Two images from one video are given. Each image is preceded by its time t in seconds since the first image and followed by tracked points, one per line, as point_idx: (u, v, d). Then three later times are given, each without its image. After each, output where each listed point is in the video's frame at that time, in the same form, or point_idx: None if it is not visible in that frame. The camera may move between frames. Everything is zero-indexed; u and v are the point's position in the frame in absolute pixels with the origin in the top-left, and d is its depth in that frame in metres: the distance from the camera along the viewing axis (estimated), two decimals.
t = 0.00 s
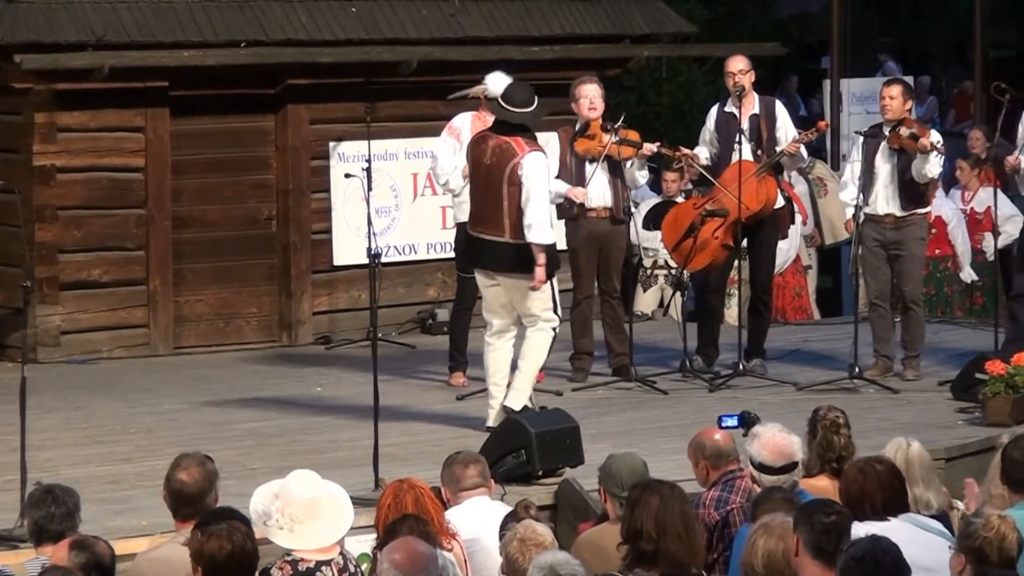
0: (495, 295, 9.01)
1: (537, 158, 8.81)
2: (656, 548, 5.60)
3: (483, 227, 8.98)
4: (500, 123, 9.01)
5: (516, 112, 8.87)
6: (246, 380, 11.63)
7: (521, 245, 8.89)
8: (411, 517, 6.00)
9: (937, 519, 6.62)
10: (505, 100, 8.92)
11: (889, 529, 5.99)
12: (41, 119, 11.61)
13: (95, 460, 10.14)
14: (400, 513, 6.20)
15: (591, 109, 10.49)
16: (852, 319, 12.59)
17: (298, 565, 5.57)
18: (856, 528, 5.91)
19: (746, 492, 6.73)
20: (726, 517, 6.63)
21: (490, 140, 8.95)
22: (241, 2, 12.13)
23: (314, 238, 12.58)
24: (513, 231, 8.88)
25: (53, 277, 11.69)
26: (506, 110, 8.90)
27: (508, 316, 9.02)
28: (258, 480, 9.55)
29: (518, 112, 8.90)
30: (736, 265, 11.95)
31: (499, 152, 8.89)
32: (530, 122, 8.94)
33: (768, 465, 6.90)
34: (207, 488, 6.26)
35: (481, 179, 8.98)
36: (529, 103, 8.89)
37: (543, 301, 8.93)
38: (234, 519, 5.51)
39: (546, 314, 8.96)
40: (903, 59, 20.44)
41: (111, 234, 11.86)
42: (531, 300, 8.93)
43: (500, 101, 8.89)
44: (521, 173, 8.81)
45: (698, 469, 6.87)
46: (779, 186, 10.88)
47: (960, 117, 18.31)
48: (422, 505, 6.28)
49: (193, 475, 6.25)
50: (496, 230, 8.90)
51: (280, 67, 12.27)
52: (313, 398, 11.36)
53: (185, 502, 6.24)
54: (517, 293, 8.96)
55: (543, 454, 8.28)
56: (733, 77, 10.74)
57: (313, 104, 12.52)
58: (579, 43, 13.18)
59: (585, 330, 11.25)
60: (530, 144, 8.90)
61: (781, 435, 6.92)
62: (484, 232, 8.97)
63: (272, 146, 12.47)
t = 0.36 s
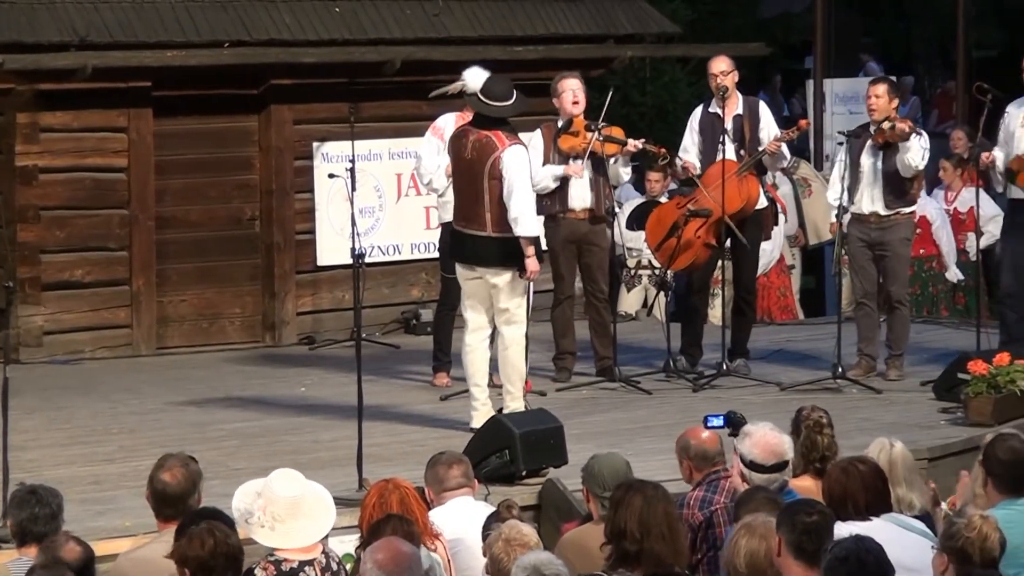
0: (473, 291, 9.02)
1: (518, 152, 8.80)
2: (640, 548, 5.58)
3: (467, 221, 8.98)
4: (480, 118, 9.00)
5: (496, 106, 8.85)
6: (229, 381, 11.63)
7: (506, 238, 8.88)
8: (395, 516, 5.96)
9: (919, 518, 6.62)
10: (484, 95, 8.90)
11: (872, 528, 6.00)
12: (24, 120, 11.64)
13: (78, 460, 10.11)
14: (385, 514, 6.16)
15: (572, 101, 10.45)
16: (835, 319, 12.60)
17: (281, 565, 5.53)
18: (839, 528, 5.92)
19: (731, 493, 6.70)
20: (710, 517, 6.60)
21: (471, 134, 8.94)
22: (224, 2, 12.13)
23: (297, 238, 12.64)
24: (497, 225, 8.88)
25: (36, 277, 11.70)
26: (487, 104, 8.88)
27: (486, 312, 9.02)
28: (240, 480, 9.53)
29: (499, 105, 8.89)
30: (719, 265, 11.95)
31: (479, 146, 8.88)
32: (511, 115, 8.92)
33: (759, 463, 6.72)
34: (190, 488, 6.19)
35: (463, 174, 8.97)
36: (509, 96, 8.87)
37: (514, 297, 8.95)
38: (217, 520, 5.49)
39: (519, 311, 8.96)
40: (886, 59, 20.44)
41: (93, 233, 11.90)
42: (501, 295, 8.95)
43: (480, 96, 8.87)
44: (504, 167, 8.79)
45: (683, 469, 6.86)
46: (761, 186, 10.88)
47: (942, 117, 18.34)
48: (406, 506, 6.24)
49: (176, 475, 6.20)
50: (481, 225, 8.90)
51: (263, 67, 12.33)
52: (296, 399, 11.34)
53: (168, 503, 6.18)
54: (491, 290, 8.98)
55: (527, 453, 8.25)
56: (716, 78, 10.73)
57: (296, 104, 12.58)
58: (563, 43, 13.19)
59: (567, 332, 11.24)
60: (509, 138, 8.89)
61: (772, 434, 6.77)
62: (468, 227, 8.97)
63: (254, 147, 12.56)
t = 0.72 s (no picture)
0: (468, 299, 8.97)
1: (506, 158, 8.74)
2: (626, 548, 5.55)
3: (457, 231, 8.90)
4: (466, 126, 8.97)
5: (485, 112, 8.81)
6: (217, 381, 11.63)
7: (507, 244, 8.83)
8: (384, 516, 5.91)
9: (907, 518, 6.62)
10: (473, 102, 8.87)
11: (861, 529, 5.99)
12: (10, 120, 11.64)
13: (65, 460, 10.09)
14: (374, 513, 6.15)
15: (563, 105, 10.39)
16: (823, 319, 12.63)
17: (265, 565, 5.53)
18: (828, 529, 5.91)
19: (719, 493, 6.68)
20: (698, 518, 6.55)
21: (459, 141, 8.90)
22: (212, 2, 12.13)
23: (285, 239, 12.68)
24: (490, 232, 8.81)
25: (23, 278, 11.69)
26: (477, 110, 8.84)
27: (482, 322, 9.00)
28: (227, 480, 9.52)
29: (487, 111, 8.84)
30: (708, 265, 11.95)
31: (468, 153, 8.83)
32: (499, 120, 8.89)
33: (755, 463, 6.72)
34: (179, 490, 6.15)
35: (451, 182, 8.91)
36: (498, 102, 8.83)
37: (510, 303, 8.88)
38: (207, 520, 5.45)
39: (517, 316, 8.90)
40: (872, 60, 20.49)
41: (80, 234, 11.90)
42: (497, 302, 8.88)
43: (469, 104, 8.84)
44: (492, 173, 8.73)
45: (672, 470, 6.86)
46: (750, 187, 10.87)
47: (929, 118, 18.37)
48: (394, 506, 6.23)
49: (165, 476, 6.16)
50: (472, 232, 8.82)
51: (252, 67, 12.34)
52: (284, 399, 11.34)
53: (158, 505, 6.14)
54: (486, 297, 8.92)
55: (515, 454, 8.22)
56: (705, 79, 10.73)
57: (285, 103, 12.61)
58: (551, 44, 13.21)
59: (555, 332, 11.27)
60: (497, 144, 8.84)
61: (769, 434, 6.77)
62: (458, 236, 8.89)
63: (243, 147, 12.57)
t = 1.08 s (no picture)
0: (464, 296, 8.89)
1: (506, 148, 8.67)
2: (607, 549, 5.46)
3: (462, 225, 8.81)
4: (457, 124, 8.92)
5: (479, 102, 8.76)
6: (202, 380, 11.63)
7: (514, 234, 8.75)
8: (370, 516, 5.86)
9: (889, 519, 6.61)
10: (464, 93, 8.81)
11: (845, 529, 5.99)
12: None
13: (48, 460, 10.08)
14: (359, 513, 6.15)
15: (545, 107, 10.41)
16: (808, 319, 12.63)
17: (250, 563, 5.54)
18: (811, 529, 5.91)
19: (704, 493, 6.64)
20: (684, 518, 6.54)
21: (455, 138, 8.78)
22: (196, 2, 12.13)
23: (270, 239, 12.68)
24: (498, 223, 8.73)
25: (7, 278, 11.72)
26: (469, 103, 8.77)
27: (474, 320, 8.88)
28: (209, 480, 9.52)
29: (479, 102, 8.78)
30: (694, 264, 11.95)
31: (467, 147, 8.73)
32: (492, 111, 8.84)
33: (741, 463, 6.71)
34: (162, 490, 6.10)
35: (452, 179, 8.80)
36: (491, 92, 8.78)
37: (501, 297, 8.76)
38: (191, 520, 5.44)
39: (504, 313, 8.76)
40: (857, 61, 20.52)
41: (63, 234, 11.92)
42: (490, 297, 8.78)
43: (461, 96, 8.78)
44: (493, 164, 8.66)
45: (656, 469, 6.84)
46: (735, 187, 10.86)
47: (913, 117, 18.42)
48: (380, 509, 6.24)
49: (148, 476, 6.10)
50: (479, 226, 8.73)
51: (238, 67, 12.33)
52: (268, 399, 11.33)
53: (140, 504, 6.09)
54: (481, 292, 8.83)
55: (500, 454, 8.19)
56: (692, 79, 10.72)
57: (269, 103, 12.62)
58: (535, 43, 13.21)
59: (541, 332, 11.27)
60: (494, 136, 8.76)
61: (756, 433, 6.75)
62: (464, 230, 8.80)
63: (228, 147, 12.57)
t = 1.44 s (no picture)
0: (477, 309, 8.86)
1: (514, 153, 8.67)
2: (599, 549, 5.45)
3: (468, 234, 8.72)
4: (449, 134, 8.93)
5: (475, 114, 8.76)
6: (188, 380, 11.63)
7: (521, 240, 8.71)
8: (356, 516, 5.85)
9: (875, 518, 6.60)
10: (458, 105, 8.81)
11: (829, 528, 5.98)
12: None
13: (34, 460, 10.08)
14: (347, 513, 6.14)
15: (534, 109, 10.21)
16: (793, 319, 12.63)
17: (236, 560, 5.55)
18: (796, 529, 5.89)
19: (691, 493, 6.65)
20: (670, 518, 6.53)
21: (459, 146, 8.74)
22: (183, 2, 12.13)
23: (257, 239, 12.67)
24: (506, 229, 8.68)
25: None
26: (465, 113, 8.78)
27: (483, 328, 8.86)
28: (194, 480, 9.51)
29: (472, 112, 8.78)
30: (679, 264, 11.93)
31: (473, 154, 8.69)
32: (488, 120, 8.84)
33: (724, 462, 6.70)
34: (145, 490, 6.08)
35: (458, 187, 8.73)
36: (486, 102, 8.78)
37: (513, 306, 8.75)
38: (172, 520, 5.43)
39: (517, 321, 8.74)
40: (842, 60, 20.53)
41: (47, 234, 11.91)
42: (500, 305, 8.76)
43: (456, 109, 8.78)
44: (502, 169, 8.65)
45: (643, 468, 6.83)
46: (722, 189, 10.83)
47: (899, 117, 18.44)
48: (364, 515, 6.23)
49: (131, 476, 6.08)
50: (489, 232, 8.66)
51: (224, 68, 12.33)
52: (255, 399, 11.33)
53: (123, 504, 6.06)
54: (489, 301, 8.79)
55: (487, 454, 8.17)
56: (680, 79, 10.70)
57: (256, 103, 12.63)
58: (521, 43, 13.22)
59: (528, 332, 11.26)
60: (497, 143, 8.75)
61: (739, 433, 6.74)
62: (469, 238, 8.71)
63: (214, 147, 12.57)
